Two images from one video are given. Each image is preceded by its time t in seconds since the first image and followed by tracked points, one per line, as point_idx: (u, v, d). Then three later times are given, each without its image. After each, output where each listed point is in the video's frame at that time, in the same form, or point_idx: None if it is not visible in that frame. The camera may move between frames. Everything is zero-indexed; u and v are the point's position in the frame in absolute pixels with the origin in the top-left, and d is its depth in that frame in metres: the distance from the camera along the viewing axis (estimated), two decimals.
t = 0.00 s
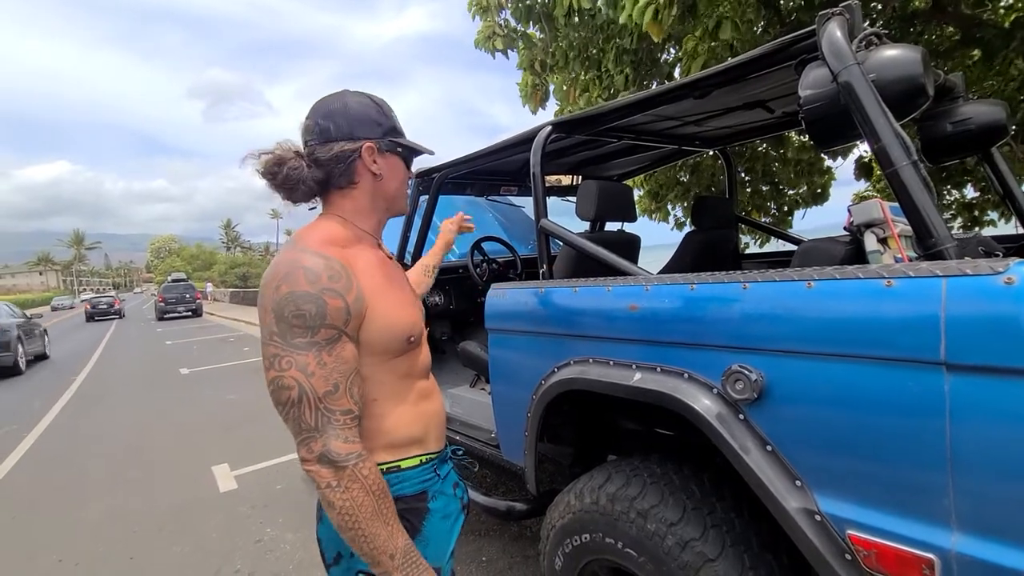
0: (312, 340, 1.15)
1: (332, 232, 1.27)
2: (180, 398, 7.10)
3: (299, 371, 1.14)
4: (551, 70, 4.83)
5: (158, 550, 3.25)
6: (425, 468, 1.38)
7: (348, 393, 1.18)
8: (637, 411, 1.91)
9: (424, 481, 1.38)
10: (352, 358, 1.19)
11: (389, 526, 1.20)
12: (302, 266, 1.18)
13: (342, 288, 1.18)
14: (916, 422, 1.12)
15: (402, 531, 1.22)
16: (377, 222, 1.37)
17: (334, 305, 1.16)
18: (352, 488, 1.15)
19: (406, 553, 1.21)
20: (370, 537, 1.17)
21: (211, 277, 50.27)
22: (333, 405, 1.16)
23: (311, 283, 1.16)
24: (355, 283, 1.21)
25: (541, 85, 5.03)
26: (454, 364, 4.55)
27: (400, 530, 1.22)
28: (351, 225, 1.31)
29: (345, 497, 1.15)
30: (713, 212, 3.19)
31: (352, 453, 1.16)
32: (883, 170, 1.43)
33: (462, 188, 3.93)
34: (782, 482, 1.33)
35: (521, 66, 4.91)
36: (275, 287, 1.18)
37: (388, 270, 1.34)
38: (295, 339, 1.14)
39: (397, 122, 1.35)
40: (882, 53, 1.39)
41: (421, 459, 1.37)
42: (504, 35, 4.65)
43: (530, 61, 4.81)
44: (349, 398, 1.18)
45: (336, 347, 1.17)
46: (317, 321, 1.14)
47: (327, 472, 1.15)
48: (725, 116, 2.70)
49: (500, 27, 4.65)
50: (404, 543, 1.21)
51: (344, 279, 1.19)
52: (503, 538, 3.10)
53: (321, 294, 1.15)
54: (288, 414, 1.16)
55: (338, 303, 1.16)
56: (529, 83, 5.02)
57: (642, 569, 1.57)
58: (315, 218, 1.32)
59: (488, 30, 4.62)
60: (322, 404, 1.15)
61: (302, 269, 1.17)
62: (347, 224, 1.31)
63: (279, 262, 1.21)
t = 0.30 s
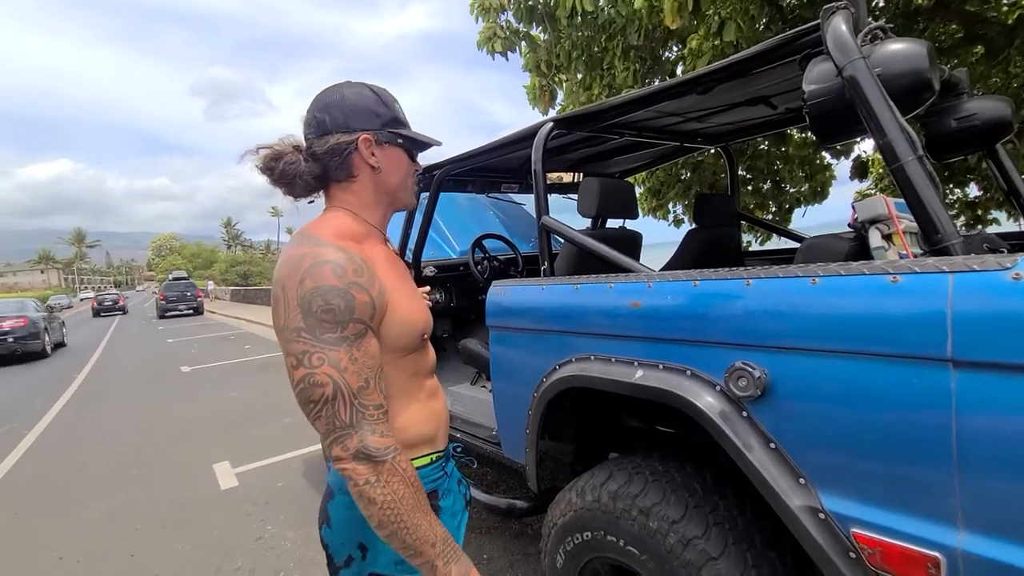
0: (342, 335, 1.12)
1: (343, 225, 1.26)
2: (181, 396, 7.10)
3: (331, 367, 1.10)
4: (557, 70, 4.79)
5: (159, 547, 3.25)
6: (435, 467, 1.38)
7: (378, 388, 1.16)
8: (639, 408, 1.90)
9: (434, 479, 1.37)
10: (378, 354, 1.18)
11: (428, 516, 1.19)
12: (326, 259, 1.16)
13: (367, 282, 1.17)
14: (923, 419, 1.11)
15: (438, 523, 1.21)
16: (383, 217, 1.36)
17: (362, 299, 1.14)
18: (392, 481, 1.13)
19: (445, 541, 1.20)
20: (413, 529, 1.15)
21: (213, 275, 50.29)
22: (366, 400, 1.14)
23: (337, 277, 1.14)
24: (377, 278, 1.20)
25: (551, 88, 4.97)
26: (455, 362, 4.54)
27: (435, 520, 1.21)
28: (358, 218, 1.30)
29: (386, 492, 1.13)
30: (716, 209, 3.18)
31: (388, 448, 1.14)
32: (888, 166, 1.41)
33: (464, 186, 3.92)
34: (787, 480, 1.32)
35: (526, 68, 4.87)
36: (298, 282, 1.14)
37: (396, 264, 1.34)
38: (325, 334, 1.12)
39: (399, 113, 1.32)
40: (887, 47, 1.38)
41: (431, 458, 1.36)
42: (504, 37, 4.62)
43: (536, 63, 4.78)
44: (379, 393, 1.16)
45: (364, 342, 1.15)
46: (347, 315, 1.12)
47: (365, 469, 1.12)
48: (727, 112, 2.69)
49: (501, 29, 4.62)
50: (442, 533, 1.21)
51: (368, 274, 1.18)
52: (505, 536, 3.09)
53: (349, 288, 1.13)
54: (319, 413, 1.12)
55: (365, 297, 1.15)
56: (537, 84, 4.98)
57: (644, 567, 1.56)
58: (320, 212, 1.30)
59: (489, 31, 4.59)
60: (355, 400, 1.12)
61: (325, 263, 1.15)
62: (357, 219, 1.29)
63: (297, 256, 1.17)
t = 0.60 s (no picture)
0: (342, 331, 1.12)
1: (345, 224, 1.26)
2: (182, 395, 7.12)
3: (332, 362, 1.10)
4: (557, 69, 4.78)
5: (160, 546, 3.26)
6: (437, 469, 1.37)
7: (380, 383, 1.15)
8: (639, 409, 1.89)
9: (435, 481, 1.37)
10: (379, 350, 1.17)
11: (431, 510, 1.18)
12: (327, 256, 1.16)
13: (367, 279, 1.16)
14: (921, 420, 1.10)
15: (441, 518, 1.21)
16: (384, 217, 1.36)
17: (362, 295, 1.14)
18: (395, 477, 1.13)
19: (449, 534, 1.20)
20: (417, 523, 1.15)
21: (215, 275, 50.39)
22: (368, 396, 1.13)
23: (338, 273, 1.14)
24: (378, 274, 1.19)
25: (551, 86, 4.95)
26: (455, 361, 4.54)
27: (439, 514, 1.21)
28: (359, 217, 1.30)
29: (388, 487, 1.12)
30: (716, 208, 3.17)
31: (390, 443, 1.13)
32: (889, 166, 1.41)
33: (464, 185, 3.91)
34: (786, 481, 1.31)
35: (526, 66, 4.88)
36: (299, 277, 1.14)
37: (398, 263, 1.33)
38: (325, 330, 1.11)
39: (393, 111, 1.30)
40: (888, 47, 1.37)
41: (434, 460, 1.36)
42: (506, 34, 4.61)
43: (535, 62, 4.79)
44: (381, 389, 1.16)
45: (365, 338, 1.14)
46: (348, 311, 1.12)
47: (367, 465, 1.11)
48: (728, 112, 2.69)
49: (503, 27, 4.61)
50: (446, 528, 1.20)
51: (368, 270, 1.18)
52: (504, 535, 3.09)
53: (349, 284, 1.13)
54: (320, 408, 1.12)
55: (366, 293, 1.15)
56: (537, 83, 4.96)
57: (644, 568, 1.56)
58: (322, 212, 1.30)
59: (490, 29, 4.57)
60: (357, 395, 1.11)
61: (326, 259, 1.15)
62: (357, 218, 1.29)
63: (298, 253, 1.17)
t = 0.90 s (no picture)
0: (340, 328, 1.11)
1: (347, 222, 1.26)
2: (185, 395, 7.14)
3: (327, 359, 1.10)
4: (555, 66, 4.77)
5: (162, 546, 3.27)
6: (438, 473, 1.36)
7: (376, 382, 1.14)
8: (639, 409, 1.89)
9: (436, 485, 1.36)
10: (377, 349, 1.17)
11: (431, 497, 1.19)
12: (328, 253, 1.16)
13: (368, 276, 1.17)
14: (919, 421, 1.10)
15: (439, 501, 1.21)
16: (384, 218, 1.36)
17: (361, 292, 1.14)
18: (389, 475, 1.13)
19: (450, 519, 1.21)
20: (417, 514, 1.15)
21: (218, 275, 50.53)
22: (362, 395, 1.12)
23: (338, 269, 1.14)
24: (378, 273, 1.20)
25: (547, 83, 4.92)
26: (457, 361, 4.54)
27: (439, 499, 1.22)
28: (361, 217, 1.30)
29: (384, 486, 1.12)
30: (717, 208, 3.17)
31: (384, 443, 1.13)
32: (888, 165, 1.40)
33: (464, 185, 3.92)
34: (786, 480, 1.31)
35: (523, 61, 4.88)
36: (299, 273, 1.15)
37: (400, 264, 1.34)
38: (323, 326, 1.11)
39: (390, 108, 1.31)
40: (887, 45, 1.37)
41: (434, 464, 1.35)
42: (504, 29, 4.62)
43: (533, 57, 4.78)
44: (376, 387, 1.15)
45: (362, 336, 1.14)
46: (346, 308, 1.12)
47: (361, 466, 1.10)
48: (727, 111, 2.69)
49: (501, 22, 4.63)
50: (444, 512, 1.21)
51: (370, 269, 1.18)
52: (505, 535, 3.09)
53: (349, 281, 1.13)
54: (311, 406, 1.11)
55: (365, 290, 1.15)
56: (533, 78, 4.93)
57: (644, 567, 1.56)
58: (324, 210, 1.31)
59: (488, 23, 4.59)
60: (351, 393, 1.11)
61: (327, 255, 1.15)
62: (359, 218, 1.29)
63: (299, 250, 1.18)
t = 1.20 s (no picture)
0: (351, 321, 1.13)
1: (337, 223, 1.27)
2: (187, 394, 7.16)
3: (349, 351, 1.12)
4: (554, 64, 4.76)
5: (165, 545, 3.28)
6: (436, 475, 1.34)
7: (396, 358, 1.15)
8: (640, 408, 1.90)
9: (434, 487, 1.33)
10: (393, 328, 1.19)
11: (449, 366, 1.24)
12: (321, 251, 1.17)
13: (365, 268, 1.18)
14: (918, 420, 1.11)
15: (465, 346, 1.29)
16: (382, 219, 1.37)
17: (363, 284, 1.15)
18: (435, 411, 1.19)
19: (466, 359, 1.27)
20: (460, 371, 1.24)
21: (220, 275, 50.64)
22: (390, 372, 1.14)
23: (334, 266, 1.15)
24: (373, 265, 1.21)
25: (547, 80, 4.98)
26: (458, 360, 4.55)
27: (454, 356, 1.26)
28: (357, 219, 1.31)
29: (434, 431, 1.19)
30: (718, 207, 3.17)
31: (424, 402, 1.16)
32: (887, 165, 1.41)
33: (465, 184, 3.92)
34: (785, 479, 1.32)
35: (524, 59, 4.87)
36: (295, 277, 1.16)
37: (395, 261, 1.35)
38: (334, 322, 1.13)
39: (399, 111, 1.32)
40: (887, 46, 1.37)
41: (431, 465, 1.33)
42: (503, 26, 4.61)
43: (533, 54, 4.77)
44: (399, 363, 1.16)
45: (375, 321, 1.16)
46: (352, 300, 1.13)
47: (416, 432, 1.15)
48: (728, 111, 2.69)
49: (501, 18, 4.62)
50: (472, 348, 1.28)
51: (364, 262, 1.20)
52: (507, 534, 3.10)
53: (349, 276, 1.14)
54: (349, 404, 1.13)
55: (365, 282, 1.16)
56: (533, 76, 4.99)
57: (645, 566, 1.57)
58: (318, 211, 1.31)
59: (488, 19, 4.58)
60: (380, 376, 1.12)
61: (320, 255, 1.16)
62: (355, 219, 1.30)
63: (291, 255, 1.19)
